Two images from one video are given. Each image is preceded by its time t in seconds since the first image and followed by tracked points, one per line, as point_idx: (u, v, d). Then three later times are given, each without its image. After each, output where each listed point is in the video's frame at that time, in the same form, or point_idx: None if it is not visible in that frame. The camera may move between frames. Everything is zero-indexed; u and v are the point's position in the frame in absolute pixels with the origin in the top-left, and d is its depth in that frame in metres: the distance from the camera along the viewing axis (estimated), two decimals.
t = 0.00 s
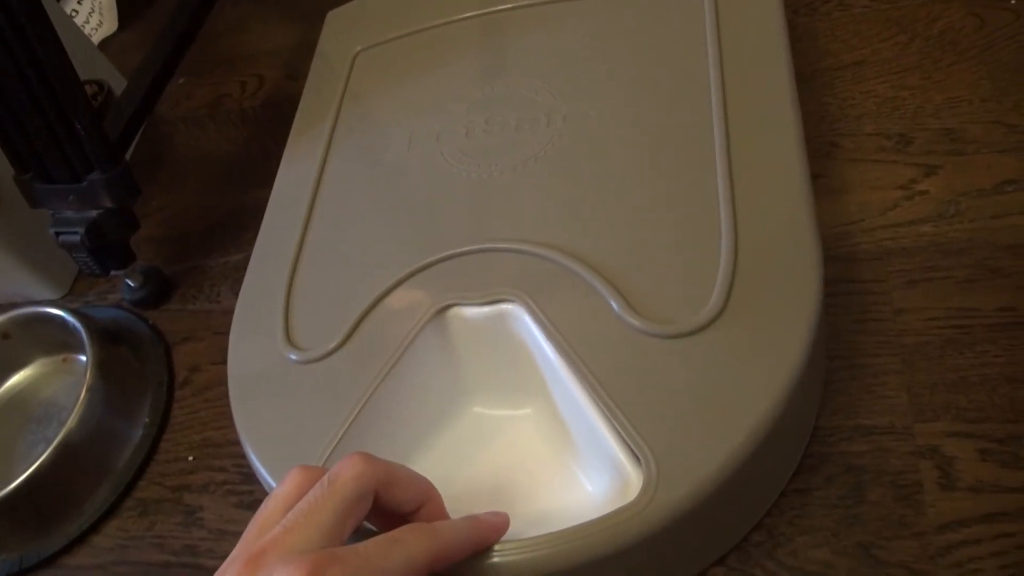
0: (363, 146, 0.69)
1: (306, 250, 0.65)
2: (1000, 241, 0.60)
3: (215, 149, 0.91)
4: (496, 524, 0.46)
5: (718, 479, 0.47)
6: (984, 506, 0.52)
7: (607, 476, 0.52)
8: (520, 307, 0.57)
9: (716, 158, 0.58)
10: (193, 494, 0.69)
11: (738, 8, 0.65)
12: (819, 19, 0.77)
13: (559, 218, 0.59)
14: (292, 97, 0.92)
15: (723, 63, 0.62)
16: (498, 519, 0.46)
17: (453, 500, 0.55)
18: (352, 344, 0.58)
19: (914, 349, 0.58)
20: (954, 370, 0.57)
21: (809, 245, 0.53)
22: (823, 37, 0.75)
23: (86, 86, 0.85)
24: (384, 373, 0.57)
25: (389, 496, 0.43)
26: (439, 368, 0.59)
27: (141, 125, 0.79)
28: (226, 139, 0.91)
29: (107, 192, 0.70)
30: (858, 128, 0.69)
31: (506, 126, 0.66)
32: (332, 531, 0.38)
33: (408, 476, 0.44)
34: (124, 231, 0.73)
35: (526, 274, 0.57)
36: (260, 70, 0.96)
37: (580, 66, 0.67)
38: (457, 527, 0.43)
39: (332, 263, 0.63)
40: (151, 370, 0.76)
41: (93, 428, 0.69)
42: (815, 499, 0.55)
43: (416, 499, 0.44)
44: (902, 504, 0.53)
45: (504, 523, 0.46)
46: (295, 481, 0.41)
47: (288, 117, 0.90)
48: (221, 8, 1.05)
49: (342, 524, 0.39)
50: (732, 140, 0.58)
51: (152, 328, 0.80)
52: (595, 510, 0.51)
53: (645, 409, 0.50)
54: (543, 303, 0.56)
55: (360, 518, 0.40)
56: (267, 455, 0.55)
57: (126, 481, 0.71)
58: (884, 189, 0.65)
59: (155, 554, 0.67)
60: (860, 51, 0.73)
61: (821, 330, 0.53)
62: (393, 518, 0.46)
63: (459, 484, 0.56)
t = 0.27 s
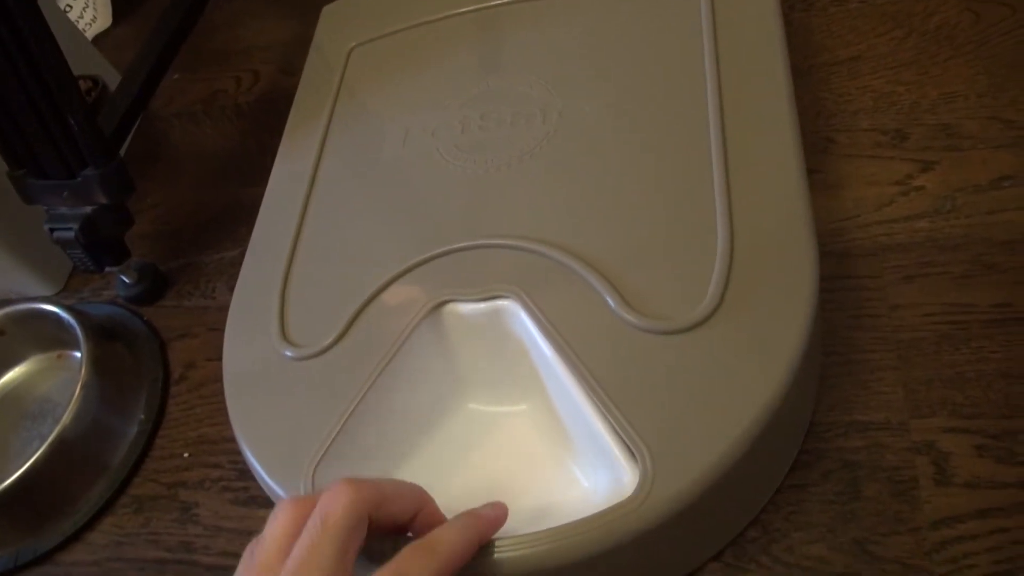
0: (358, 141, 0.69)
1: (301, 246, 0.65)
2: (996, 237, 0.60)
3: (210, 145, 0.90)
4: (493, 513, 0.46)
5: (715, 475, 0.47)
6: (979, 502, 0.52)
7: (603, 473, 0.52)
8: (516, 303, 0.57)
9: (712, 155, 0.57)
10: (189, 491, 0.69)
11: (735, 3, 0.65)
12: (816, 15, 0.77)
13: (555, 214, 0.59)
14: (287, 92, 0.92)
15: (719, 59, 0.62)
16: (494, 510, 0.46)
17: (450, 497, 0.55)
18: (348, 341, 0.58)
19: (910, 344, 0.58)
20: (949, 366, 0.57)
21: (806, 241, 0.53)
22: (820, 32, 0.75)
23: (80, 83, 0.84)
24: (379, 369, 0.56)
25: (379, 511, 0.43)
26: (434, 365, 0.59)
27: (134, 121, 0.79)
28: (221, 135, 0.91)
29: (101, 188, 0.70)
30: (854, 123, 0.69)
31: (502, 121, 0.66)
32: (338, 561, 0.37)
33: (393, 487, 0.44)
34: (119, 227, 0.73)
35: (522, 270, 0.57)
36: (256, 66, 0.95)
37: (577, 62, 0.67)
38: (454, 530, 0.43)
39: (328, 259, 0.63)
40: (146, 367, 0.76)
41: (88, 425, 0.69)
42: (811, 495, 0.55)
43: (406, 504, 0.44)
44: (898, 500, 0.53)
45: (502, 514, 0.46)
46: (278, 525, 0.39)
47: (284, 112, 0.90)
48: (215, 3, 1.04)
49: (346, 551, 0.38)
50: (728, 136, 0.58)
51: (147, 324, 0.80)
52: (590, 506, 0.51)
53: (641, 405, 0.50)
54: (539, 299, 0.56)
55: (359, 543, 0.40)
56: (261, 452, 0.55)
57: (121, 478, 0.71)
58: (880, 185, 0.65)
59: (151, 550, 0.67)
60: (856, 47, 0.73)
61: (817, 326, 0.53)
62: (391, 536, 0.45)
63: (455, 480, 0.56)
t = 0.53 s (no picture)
0: (354, 138, 0.69)
1: (296, 243, 0.64)
2: (993, 232, 0.60)
3: (205, 142, 0.90)
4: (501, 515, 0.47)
5: (712, 472, 0.47)
6: (976, 498, 0.52)
7: (600, 469, 0.52)
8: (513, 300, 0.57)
9: (709, 150, 0.57)
10: (184, 489, 0.69)
11: None
12: (812, 10, 0.77)
13: (552, 210, 0.59)
14: (282, 89, 0.91)
15: (715, 55, 0.62)
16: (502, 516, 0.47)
17: (446, 494, 0.55)
18: (343, 338, 0.58)
19: (907, 340, 0.58)
20: (946, 361, 0.57)
21: (803, 237, 0.53)
22: (816, 27, 0.75)
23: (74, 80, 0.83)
24: (375, 366, 0.56)
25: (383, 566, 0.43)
26: (430, 362, 0.59)
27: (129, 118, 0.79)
28: (217, 132, 0.90)
29: (95, 185, 0.70)
30: (851, 119, 0.69)
31: (498, 118, 0.66)
32: None
33: (393, 538, 0.44)
34: (113, 225, 0.73)
35: (518, 267, 0.57)
36: (251, 62, 0.95)
37: (573, 58, 0.66)
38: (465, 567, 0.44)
39: (323, 256, 0.63)
40: (141, 365, 0.76)
41: (83, 423, 0.69)
42: (808, 491, 0.55)
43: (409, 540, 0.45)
44: (895, 496, 0.53)
45: (514, 520, 0.47)
46: None
47: (279, 109, 0.90)
48: None
49: None
50: (724, 132, 0.58)
51: (142, 322, 0.80)
52: (587, 503, 0.51)
53: (638, 402, 0.50)
54: (536, 296, 0.56)
55: None
56: (257, 449, 0.55)
57: (117, 477, 0.70)
58: (876, 181, 0.65)
59: (146, 549, 0.67)
60: (853, 42, 0.73)
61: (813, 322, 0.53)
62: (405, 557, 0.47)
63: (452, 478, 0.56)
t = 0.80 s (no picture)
0: (352, 136, 0.68)
1: (294, 241, 0.64)
2: (993, 228, 0.60)
3: (202, 139, 0.90)
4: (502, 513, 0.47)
5: (714, 470, 0.47)
6: (977, 494, 0.52)
7: (600, 467, 0.51)
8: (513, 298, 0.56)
9: (709, 147, 0.57)
10: (183, 488, 0.69)
11: None
12: (811, 6, 0.76)
13: (551, 208, 0.59)
14: (279, 86, 0.91)
15: (715, 52, 0.62)
16: (502, 514, 0.47)
17: (447, 493, 0.55)
18: (342, 336, 0.58)
19: (907, 337, 0.58)
20: (947, 358, 0.56)
21: (803, 234, 0.53)
22: (815, 23, 0.75)
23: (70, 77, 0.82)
24: (374, 365, 0.56)
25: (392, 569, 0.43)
26: (429, 359, 0.58)
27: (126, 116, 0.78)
28: (214, 130, 0.90)
29: (92, 183, 0.70)
30: (850, 115, 0.69)
31: (497, 115, 0.65)
32: None
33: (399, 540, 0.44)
34: (110, 223, 0.73)
35: (518, 265, 0.57)
36: (248, 60, 0.95)
37: (572, 54, 0.66)
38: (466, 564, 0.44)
39: (322, 253, 0.63)
40: (138, 363, 0.75)
41: (81, 422, 0.68)
42: (808, 488, 0.55)
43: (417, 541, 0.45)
44: (896, 492, 0.53)
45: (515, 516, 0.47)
46: None
47: (276, 106, 0.89)
48: None
49: None
50: (724, 128, 0.58)
51: (139, 320, 0.79)
52: (587, 501, 0.51)
53: (639, 399, 0.49)
54: (536, 294, 0.55)
55: None
56: (256, 448, 0.55)
57: (115, 476, 0.70)
58: (876, 177, 0.65)
59: (145, 548, 0.67)
60: (852, 38, 0.73)
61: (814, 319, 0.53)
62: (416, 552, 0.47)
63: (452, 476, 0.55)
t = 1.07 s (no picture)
0: (353, 132, 0.68)
1: (296, 237, 0.64)
2: (996, 224, 0.60)
3: (201, 135, 0.89)
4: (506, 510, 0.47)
5: (719, 466, 0.47)
6: (982, 490, 0.52)
7: (605, 464, 0.51)
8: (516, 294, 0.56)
9: (713, 143, 0.57)
10: (184, 485, 0.69)
11: None
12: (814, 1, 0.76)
13: (554, 204, 0.58)
14: (279, 82, 0.90)
15: (718, 47, 0.61)
16: (507, 511, 0.47)
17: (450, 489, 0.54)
18: (345, 333, 0.58)
19: (911, 333, 0.58)
20: (951, 354, 0.56)
21: (809, 230, 0.52)
22: (818, 19, 0.75)
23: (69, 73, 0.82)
24: (378, 361, 0.56)
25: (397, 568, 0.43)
26: (432, 355, 0.58)
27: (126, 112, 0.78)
28: (213, 126, 0.90)
29: (91, 179, 0.69)
30: (853, 111, 0.68)
31: (499, 111, 0.65)
32: None
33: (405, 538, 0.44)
34: (111, 220, 0.72)
35: (522, 260, 0.57)
36: (247, 55, 0.94)
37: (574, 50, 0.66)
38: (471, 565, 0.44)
39: (325, 249, 0.62)
40: (139, 360, 0.75)
41: (82, 419, 0.68)
42: (813, 484, 0.55)
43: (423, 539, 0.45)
44: (900, 489, 0.53)
45: (520, 513, 0.47)
46: None
47: (276, 102, 0.89)
48: None
49: None
50: (729, 124, 0.57)
51: (139, 317, 0.79)
52: (591, 498, 0.51)
53: (643, 396, 0.49)
54: (540, 290, 0.55)
55: None
56: (258, 445, 0.54)
57: (116, 473, 0.70)
58: (879, 172, 0.65)
59: (146, 545, 0.66)
60: (854, 34, 0.73)
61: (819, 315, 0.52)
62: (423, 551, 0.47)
63: (455, 473, 0.55)
